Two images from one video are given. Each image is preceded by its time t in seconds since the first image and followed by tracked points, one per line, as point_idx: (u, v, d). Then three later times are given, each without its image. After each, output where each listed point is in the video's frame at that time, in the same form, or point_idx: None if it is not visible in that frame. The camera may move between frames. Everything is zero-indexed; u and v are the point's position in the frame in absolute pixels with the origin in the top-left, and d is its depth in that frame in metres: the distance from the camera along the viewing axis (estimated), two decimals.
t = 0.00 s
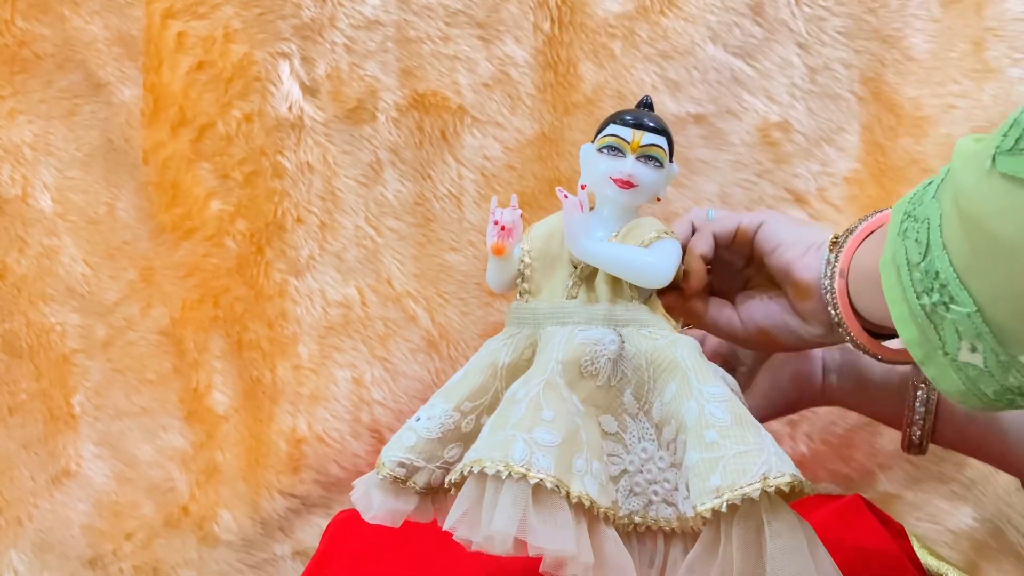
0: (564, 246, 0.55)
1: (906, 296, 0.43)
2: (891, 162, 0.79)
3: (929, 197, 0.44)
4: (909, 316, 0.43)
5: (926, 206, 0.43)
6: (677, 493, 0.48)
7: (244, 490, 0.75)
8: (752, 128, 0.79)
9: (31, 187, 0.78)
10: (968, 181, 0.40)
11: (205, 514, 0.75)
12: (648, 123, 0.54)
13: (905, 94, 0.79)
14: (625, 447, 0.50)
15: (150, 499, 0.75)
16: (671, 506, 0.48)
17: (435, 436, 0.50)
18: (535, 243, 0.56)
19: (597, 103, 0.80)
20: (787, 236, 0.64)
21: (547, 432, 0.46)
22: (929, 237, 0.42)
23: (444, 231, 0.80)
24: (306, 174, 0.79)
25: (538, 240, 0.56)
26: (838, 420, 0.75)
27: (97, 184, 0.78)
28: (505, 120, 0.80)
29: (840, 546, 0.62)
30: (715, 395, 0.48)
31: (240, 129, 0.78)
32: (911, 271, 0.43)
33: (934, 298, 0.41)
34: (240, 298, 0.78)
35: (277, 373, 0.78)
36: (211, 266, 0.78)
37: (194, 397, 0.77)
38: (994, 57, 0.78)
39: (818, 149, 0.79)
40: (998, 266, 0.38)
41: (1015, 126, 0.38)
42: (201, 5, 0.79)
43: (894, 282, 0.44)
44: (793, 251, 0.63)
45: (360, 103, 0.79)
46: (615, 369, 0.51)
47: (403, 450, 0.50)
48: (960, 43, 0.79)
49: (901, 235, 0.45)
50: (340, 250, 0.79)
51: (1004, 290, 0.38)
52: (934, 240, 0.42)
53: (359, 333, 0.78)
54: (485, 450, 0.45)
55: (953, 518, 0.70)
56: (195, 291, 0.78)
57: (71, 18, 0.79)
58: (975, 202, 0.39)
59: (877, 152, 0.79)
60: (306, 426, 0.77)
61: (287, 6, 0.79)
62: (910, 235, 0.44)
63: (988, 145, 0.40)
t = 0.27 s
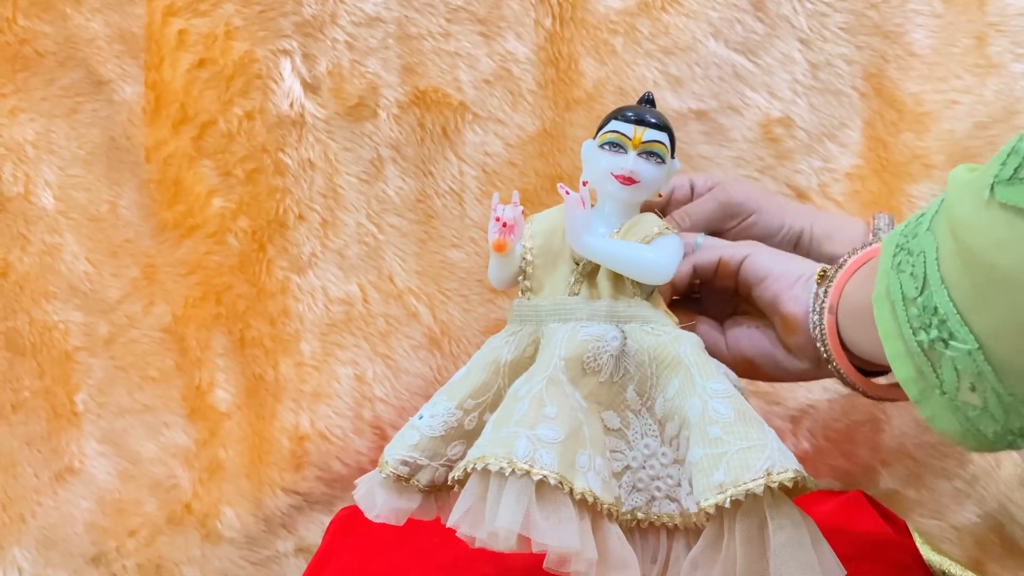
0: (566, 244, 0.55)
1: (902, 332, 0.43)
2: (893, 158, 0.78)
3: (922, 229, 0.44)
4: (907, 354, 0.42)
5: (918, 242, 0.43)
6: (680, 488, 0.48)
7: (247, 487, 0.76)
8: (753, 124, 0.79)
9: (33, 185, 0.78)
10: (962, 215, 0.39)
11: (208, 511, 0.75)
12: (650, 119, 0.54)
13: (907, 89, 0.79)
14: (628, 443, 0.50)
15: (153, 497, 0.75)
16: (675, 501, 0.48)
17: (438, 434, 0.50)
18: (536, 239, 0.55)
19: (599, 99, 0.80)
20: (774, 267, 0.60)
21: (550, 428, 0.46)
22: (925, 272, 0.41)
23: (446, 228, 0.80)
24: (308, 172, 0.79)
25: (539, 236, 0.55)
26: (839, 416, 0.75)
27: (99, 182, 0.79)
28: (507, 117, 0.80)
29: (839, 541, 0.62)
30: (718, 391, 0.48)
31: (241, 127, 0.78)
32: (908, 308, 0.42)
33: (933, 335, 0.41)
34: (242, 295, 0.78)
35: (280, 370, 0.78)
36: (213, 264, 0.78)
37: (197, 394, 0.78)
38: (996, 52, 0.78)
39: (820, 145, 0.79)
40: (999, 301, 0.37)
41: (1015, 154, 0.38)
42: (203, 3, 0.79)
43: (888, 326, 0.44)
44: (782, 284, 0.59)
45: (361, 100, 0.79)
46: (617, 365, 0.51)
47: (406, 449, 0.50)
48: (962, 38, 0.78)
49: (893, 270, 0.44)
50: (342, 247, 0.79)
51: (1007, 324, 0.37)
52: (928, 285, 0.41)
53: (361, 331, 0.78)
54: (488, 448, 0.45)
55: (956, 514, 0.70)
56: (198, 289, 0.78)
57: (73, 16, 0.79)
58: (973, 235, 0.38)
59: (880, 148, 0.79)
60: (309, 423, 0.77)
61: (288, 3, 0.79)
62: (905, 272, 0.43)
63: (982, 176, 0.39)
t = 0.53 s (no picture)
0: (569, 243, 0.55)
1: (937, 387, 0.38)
2: (897, 156, 0.78)
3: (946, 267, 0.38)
4: (943, 409, 0.38)
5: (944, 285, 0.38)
6: (683, 486, 0.48)
7: (251, 486, 0.76)
8: (756, 122, 0.79)
9: (38, 184, 0.78)
10: (995, 258, 0.34)
11: (212, 509, 0.75)
12: (654, 118, 0.54)
13: (910, 87, 0.79)
14: (632, 441, 0.50)
15: (157, 495, 0.75)
16: (678, 499, 0.49)
17: (443, 432, 0.50)
18: (539, 239, 0.56)
19: (602, 98, 0.80)
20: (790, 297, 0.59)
21: (554, 426, 0.46)
22: (956, 320, 0.36)
23: (449, 226, 0.80)
24: (311, 171, 0.79)
25: (542, 236, 0.55)
26: (842, 414, 0.75)
27: (103, 181, 0.79)
28: (510, 115, 0.80)
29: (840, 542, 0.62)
30: (721, 390, 0.48)
31: (245, 126, 0.78)
32: (943, 361, 0.37)
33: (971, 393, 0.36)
34: (246, 294, 0.78)
35: (284, 368, 0.78)
36: (217, 263, 0.78)
37: (201, 392, 0.78)
38: (1000, 49, 0.78)
39: (823, 143, 0.79)
40: None
41: None
42: (206, 1, 0.79)
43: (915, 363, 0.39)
44: (798, 316, 0.57)
45: (365, 98, 0.79)
46: (620, 363, 0.51)
47: (410, 448, 0.50)
48: (966, 35, 0.78)
49: (917, 315, 0.39)
50: (345, 246, 0.79)
51: None
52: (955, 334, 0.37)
53: (365, 329, 0.78)
54: (492, 445, 0.45)
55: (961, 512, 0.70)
56: (202, 288, 0.78)
57: (76, 15, 0.79)
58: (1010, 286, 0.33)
59: (883, 146, 0.79)
60: (313, 421, 0.77)
61: (292, 2, 0.79)
62: (931, 318, 0.38)
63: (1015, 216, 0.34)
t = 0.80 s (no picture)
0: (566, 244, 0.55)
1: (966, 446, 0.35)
2: (895, 156, 0.79)
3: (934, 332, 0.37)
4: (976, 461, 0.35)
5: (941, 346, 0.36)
6: (678, 487, 0.49)
7: (251, 486, 0.76)
8: (754, 122, 0.79)
9: (38, 185, 0.78)
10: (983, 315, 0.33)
11: (213, 509, 0.75)
12: (651, 119, 0.54)
13: (909, 87, 0.79)
14: (626, 442, 0.50)
15: (158, 495, 0.76)
16: (673, 500, 0.49)
17: (440, 432, 0.50)
18: (536, 239, 0.56)
19: (600, 98, 0.80)
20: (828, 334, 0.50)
21: (548, 426, 0.46)
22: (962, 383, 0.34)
23: (448, 226, 0.80)
24: (311, 171, 0.79)
25: (539, 236, 0.56)
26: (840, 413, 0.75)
27: (103, 182, 0.79)
28: (508, 116, 0.80)
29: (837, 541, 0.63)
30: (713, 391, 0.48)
31: (244, 126, 0.79)
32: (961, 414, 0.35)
33: None
34: (246, 295, 0.79)
35: (283, 368, 0.78)
36: (216, 263, 0.79)
37: (201, 392, 0.78)
38: (998, 48, 0.77)
39: (822, 143, 0.79)
40: None
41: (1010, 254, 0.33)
42: (205, 3, 0.79)
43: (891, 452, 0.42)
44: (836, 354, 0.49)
45: (364, 99, 0.79)
46: (615, 362, 0.51)
47: (407, 448, 0.50)
48: (964, 34, 0.78)
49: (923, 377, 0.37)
50: (345, 246, 0.79)
51: None
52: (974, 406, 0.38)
53: (364, 329, 0.79)
54: (486, 445, 0.45)
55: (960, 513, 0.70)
56: (202, 288, 0.79)
57: (76, 17, 0.79)
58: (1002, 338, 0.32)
59: (881, 145, 0.79)
60: (313, 421, 0.77)
61: (290, 3, 0.79)
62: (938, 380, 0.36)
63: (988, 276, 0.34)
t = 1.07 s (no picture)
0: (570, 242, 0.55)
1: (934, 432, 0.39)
2: (899, 154, 0.79)
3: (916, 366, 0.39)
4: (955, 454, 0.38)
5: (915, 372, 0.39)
6: (683, 485, 0.49)
7: (256, 485, 0.76)
8: (758, 121, 0.79)
9: (43, 186, 0.78)
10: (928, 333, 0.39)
11: (217, 509, 0.76)
12: (655, 117, 0.54)
13: (913, 85, 0.79)
14: (631, 440, 0.50)
15: (163, 495, 0.76)
16: (678, 498, 0.49)
17: (445, 431, 0.50)
18: (540, 238, 0.56)
19: (604, 97, 0.80)
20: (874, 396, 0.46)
21: (553, 424, 0.46)
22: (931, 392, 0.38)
23: (452, 226, 0.80)
24: (315, 171, 0.79)
25: (543, 235, 0.56)
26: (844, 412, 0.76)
27: (108, 183, 0.79)
28: (512, 116, 0.80)
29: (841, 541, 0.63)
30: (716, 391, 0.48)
31: (249, 127, 0.79)
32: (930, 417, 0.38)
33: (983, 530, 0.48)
34: (250, 295, 0.79)
35: (288, 368, 0.78)
36: (221, 263, 0.79)
37: (206, 392, 0.78)
38: (1002, 47, 0.78)
39: (825, 142, 0.79)
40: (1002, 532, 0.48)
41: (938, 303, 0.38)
42: (209, 3, 0.79)
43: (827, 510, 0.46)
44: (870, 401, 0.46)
45: (368, 99, 0.80)
46: (620, 361, 0.51)
47: (412, 446, 0.50)
48: (967, 33, 0.78)
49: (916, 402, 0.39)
50: (349, 246, 0.79)
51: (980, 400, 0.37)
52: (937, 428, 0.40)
53: (368, 329, 0.79)
54: (491, 442, 0.45)
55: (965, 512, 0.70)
56: (206, 288, 0.79)
57: (81, 18, 0.79)
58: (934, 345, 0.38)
59: (885, 144, 0.79)
60: (317, 421, 0.77)
61: (294, 3, 0.79)
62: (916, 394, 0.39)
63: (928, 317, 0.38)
